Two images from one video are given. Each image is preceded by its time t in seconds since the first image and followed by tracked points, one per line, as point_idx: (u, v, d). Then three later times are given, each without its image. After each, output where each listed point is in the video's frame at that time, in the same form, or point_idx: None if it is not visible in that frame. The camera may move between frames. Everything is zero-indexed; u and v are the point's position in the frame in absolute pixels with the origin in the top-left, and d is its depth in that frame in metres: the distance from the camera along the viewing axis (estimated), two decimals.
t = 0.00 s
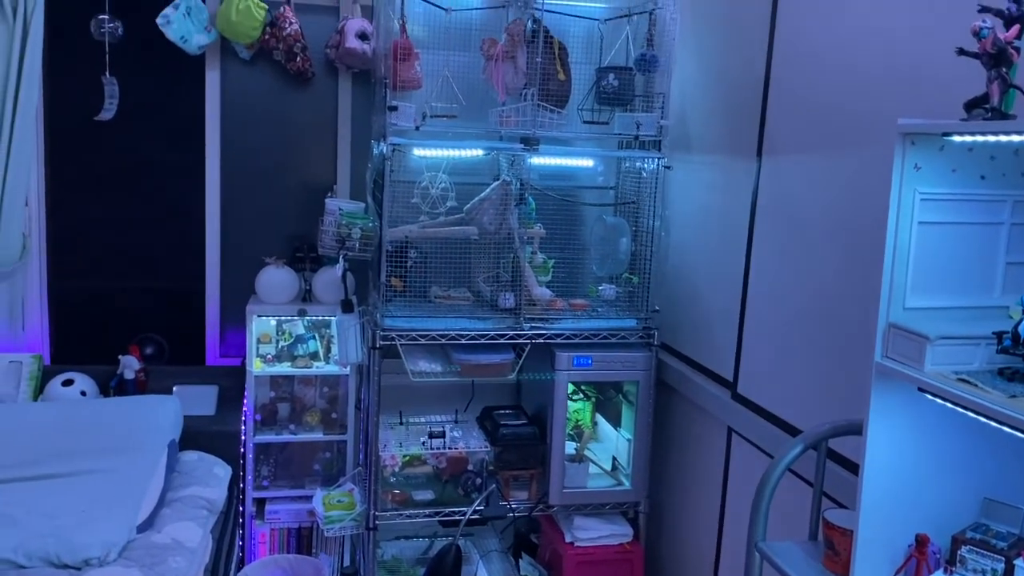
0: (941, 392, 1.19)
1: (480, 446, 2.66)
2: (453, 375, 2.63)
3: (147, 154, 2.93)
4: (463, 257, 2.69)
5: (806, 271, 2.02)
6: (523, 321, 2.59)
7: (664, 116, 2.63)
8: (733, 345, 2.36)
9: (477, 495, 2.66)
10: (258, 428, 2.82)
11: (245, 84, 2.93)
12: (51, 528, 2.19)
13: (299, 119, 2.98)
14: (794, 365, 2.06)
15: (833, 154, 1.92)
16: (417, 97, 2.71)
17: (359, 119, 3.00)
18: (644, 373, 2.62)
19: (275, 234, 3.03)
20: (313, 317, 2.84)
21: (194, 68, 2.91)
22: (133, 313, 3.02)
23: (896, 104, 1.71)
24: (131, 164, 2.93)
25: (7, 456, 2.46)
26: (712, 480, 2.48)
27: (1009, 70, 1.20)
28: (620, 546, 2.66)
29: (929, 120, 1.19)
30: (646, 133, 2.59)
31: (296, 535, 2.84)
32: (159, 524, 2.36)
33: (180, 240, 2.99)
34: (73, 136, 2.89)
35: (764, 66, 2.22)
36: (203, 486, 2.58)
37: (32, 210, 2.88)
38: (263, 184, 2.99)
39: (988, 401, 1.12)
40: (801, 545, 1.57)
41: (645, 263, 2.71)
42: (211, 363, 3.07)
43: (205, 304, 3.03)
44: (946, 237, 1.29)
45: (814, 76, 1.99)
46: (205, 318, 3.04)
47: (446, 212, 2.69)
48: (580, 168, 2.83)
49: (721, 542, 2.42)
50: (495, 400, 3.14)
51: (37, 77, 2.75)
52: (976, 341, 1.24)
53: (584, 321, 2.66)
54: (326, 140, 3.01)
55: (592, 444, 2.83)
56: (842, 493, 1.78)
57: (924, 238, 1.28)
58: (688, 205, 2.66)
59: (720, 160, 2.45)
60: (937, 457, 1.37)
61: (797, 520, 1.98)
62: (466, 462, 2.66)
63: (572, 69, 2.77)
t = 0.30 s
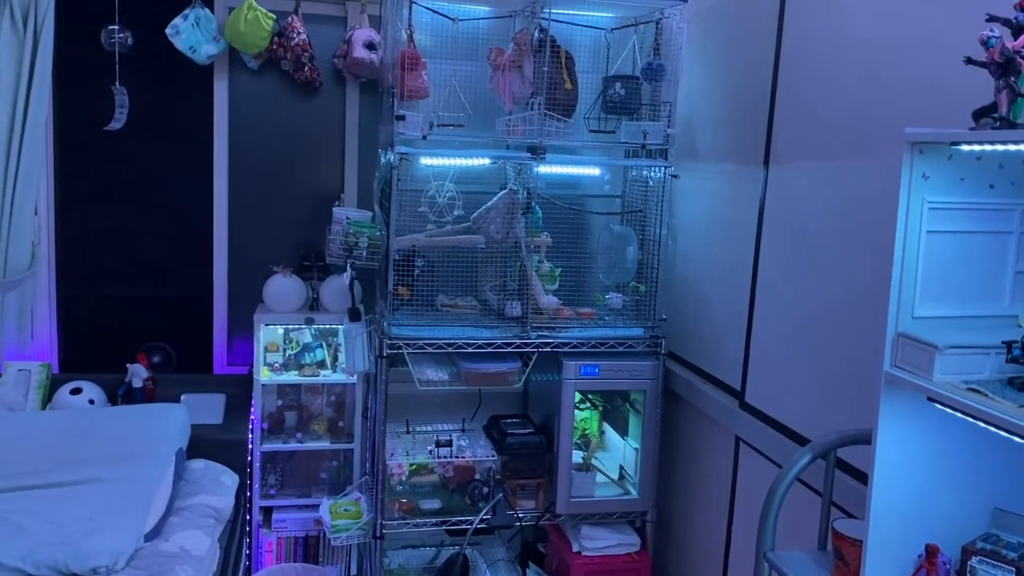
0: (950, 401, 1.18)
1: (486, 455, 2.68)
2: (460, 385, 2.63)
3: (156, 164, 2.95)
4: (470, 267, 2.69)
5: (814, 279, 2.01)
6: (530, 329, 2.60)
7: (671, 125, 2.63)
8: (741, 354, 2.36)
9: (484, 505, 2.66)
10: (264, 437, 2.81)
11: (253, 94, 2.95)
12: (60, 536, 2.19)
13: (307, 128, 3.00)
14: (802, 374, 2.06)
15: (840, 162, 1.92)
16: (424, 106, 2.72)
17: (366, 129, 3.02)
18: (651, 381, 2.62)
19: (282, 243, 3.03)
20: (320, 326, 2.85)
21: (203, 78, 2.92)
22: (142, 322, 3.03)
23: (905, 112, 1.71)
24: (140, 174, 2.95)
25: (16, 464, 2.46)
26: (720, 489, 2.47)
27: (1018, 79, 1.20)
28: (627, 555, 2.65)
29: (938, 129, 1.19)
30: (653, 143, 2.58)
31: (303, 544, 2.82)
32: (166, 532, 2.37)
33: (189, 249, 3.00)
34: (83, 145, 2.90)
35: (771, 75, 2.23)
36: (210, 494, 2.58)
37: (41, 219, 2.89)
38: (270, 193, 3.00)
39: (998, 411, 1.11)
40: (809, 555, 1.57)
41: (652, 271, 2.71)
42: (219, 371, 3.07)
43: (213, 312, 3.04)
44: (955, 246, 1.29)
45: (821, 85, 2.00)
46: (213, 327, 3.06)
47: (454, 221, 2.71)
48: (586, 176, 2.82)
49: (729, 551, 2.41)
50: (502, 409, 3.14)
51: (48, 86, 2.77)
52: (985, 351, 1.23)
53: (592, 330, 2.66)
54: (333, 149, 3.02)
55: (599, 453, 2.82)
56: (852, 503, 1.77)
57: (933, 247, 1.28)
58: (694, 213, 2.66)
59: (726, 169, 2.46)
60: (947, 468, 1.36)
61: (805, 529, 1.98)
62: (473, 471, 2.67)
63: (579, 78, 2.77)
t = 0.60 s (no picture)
0: (957, 408, 1.18)
1: (491, 461, 2.67)
2: (465, 392, 2.61)
3: (162, 170, 2.96)
4: (475, 273, 2.70)
5: (820, 285, 2.01)
6: (535, 335, 2.60)
7: (675, 132, 2.64)
8: (746, 360, 2.35)
9: (488, 511, 2.66)
10: (270, 442, 2.84)
11: (259, 100, 2.96)
12: (65, 541, 2.19)
13: (313, 135, 3.01)
14: (808, 381, 2.05)
15: (845, 168, 1.92)
16: (429, 113, 2.73)
17: (371, 136, 3.02)
18: (656, 388, 2.61)
19: (288, 249, 3.04)
20: (325, 331, 2.85)
21: (209, 85, 2.93)
22: (148, 328, 3.03)
23: (910, 118, 1.71)
24: (146, 179, 2.96)
25: (21, 469, 2.47)
26: (725, 496, 2.47)
27: None
28: (632, 561, 2.64)
29: (943, 135, 1.19)
30: (658, 149, 2.60)
31: (308, 550, 2.83)
32: (171, 538, 2.37)
33: (195, 255, 3.01)
34: (89, 151, 2.91)
35: (775, 82, 2.23)
36: (215, 499, 2.58)
37: (48, 224, 2.90)
38: (276, 199, 3.01)
39: (1004, 417, 1.11)
40: (815, 562, 1.56)
41: (656, 277, 2.71)
42: (224, 377, 3.08)
43: (218, 318, 3.05)
44: (960, 252, 1.29)
45: (826, 92, 2.00)
46: (219, 333, 3.06)
47: (458, 227, 2.70)
48: (592, 183, 2.81)
49: (734, 557, 2.40)
50: (507, 415, 3.14)
51: (55, 92, 2.78)
52: (991, 357, 1.23)
53: (597, 336, 2.65)
54: (339, 155, 3.03)
55: (604, 459, 2.83)
56: (857, 510, 1.77)
57: (938, 253, 1.27)
58: (699, 220, 2.66)
59: (731, 175, 2.46)
60: (954, 475, 1.36)
61: (811, 536, 1.97)
62: (478, 477, 2.67)
63: (583, 85, 2.78)
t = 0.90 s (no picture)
0: (963, 411, 1.17)
1: (495, 464, 2.66)
2: (469, 394, 2.63)
3: (166, 172, 2.96)
4: (479, 274, 2.68)
5: (824, 288, 2.01)
6: (539, 337, 2.59)
7: (680, 134, 2.64)
8: (751, 363, 2.35)
9: (492, 513, 2.64)
10: (273, 444, 2.83)
11: (263, 102, 2.96)
12: (69, 543, 2.20)
13: (317, 137, 3.01)
14: (813, 383, 2.05)
15: (850, 170, 1.92)
16: (433, 115, 2.73)
17: (376, 138, 3.02)
18: (660, 391, 2.61)
19: (292, 251, 3.04)
20: (330, 333, 2.85)
21: (214, 86, 2.94)
22: (152, 330, 3.04)
23: (915, 120, 1.71)
24: (151, 182, 2.96)
25: (26, 470, 2.47)
26: (729, 499, 2.46)
27: None
28: (636, 564, 2.63)
29: (949, 137, 1.18)
30: (663, 151, 2.59)
31: (312, 552, 2.84)
32: (175, 540, 2.37)
33: (199, 257, 3.02)
34: (94, 154, 2.92)
35: (780, 84, 2.22)
36: (219, 502, 2.58)
37: (53, 226, 2.91)
38: (280, 201, 3.02)
39: (1010, 420, 1.11)
40: (820, 565, 1.55)
41: (661, 280, 2.70)
42: (229, 379, 3.08)
43: (222, 320, 3.05)
44: (966, 254, 1.29)
45: (831, 93, 1.99)
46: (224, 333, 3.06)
47: (463, 229, 2.69)
48: (596, 185, 2.81)
49: (738, 560, 2.40)
50: (511, 418, 3.14)
51: (60, 94, 2.79)
52: (998, 360, 1.22)
53: (601, 338, 2.65)
54: (343, 157, 3.03)
55: (608, 462, 2.82)
56: (862, 513, 1.77)
57: (944, 255, 1.27)
58: (704, 222, 2.66)
59: (736, 177, 2.45)
60: (960, 479, 1.36)
61: (815, 539, 1.97)
62: (482, 480, 2.67)
63: (588, 87, 2.76)
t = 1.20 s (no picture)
0: (969, 411, 1.17)
1: (499, 463, 2.68)
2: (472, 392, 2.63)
3: (171, 171, 2.97)
4: (483, 271, 2.67)
5: (828, 288, 2.01)
6: (543, 337, 2.60)
7: (684, 134, 2.64)
8: (755, 362, 2.35)
9: (496, 512, 2.63)
10: (277, 443, 2.83)
11: (268, 101, 2.97)
12: (71, 541, 2.17)
13: (322, 136, 3.01)
14: (816, 383, 2.05)
15: (854, 170, 1.92)
16: (437, 114, 2.74)
17: (380, 138, 3.03)
18: (664, 390, 2.61)
19: (296, 250, 3.05)
20: (334, 332, 2.85)
21: (218, 86, 2.94)
22: (157, 328, 3.04)
23: (918, 119, 1.71)
24: (156, 181, 2.97)
25: (30, 469, 2.47)
26: (733, 499, 2.46)
27: None
28: (640, 564, 2.63)
29: (954, 136, 1.18)
30: (666, 151, 2.59)
31: (316, 551, 2.84)
32: (180, 538, 2.38)
33: (203, 256, 3.02)
34: (99, 153, 2.93)
35: (784, 84, 2.22)
36: (223, 500, 2.59)
37: (58, 225, 2.92)
38: (284, 200, 3.02)
39: (1016, 420, 1.10)
40: (824, 565, 1.55)
41: (665, 280, 2.71)
42: (233, 378, 3.09)
43: (226, 319, 3.05)
44: (971, 254, 1.28)
45: (835, 93, 1.99)
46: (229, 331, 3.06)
47: (466, 229, 2.68)
48: (601, 185, 2.80)
49: (742, 560, 2.40)
50: (514, 417, 3.14)
51: (66, 94, 2.80)
52: (1003, 360, 1.22)
53: (605, 338, 2.65)
54: (347, 156, 3.03)
55: (612, 461, 2.82)
56: (866, 512, 1.76)
57: (949, 255, 1.27)
58: (708, 222, 2.66)
59: (740, 177, 2.45)
60: (964, 479, 1.36)
61: (819, 539, 1.97)
62: (486, 479, 2.70)
63: (592, 86, 2.78)
